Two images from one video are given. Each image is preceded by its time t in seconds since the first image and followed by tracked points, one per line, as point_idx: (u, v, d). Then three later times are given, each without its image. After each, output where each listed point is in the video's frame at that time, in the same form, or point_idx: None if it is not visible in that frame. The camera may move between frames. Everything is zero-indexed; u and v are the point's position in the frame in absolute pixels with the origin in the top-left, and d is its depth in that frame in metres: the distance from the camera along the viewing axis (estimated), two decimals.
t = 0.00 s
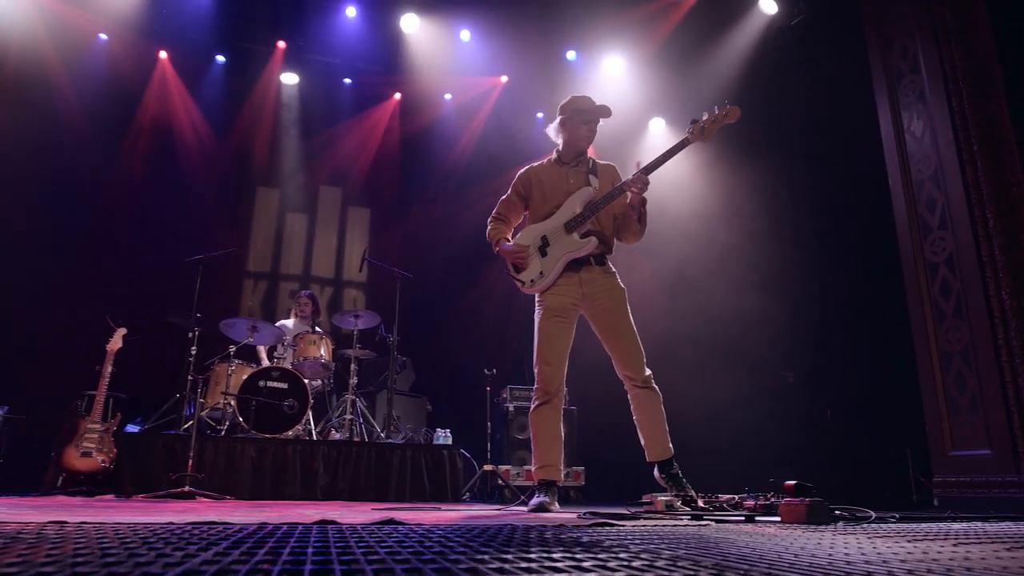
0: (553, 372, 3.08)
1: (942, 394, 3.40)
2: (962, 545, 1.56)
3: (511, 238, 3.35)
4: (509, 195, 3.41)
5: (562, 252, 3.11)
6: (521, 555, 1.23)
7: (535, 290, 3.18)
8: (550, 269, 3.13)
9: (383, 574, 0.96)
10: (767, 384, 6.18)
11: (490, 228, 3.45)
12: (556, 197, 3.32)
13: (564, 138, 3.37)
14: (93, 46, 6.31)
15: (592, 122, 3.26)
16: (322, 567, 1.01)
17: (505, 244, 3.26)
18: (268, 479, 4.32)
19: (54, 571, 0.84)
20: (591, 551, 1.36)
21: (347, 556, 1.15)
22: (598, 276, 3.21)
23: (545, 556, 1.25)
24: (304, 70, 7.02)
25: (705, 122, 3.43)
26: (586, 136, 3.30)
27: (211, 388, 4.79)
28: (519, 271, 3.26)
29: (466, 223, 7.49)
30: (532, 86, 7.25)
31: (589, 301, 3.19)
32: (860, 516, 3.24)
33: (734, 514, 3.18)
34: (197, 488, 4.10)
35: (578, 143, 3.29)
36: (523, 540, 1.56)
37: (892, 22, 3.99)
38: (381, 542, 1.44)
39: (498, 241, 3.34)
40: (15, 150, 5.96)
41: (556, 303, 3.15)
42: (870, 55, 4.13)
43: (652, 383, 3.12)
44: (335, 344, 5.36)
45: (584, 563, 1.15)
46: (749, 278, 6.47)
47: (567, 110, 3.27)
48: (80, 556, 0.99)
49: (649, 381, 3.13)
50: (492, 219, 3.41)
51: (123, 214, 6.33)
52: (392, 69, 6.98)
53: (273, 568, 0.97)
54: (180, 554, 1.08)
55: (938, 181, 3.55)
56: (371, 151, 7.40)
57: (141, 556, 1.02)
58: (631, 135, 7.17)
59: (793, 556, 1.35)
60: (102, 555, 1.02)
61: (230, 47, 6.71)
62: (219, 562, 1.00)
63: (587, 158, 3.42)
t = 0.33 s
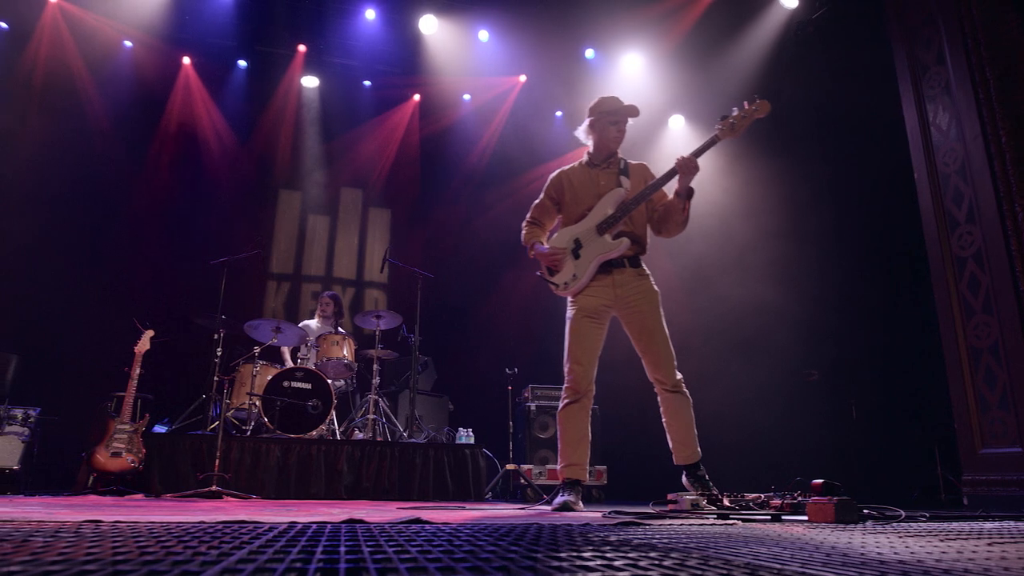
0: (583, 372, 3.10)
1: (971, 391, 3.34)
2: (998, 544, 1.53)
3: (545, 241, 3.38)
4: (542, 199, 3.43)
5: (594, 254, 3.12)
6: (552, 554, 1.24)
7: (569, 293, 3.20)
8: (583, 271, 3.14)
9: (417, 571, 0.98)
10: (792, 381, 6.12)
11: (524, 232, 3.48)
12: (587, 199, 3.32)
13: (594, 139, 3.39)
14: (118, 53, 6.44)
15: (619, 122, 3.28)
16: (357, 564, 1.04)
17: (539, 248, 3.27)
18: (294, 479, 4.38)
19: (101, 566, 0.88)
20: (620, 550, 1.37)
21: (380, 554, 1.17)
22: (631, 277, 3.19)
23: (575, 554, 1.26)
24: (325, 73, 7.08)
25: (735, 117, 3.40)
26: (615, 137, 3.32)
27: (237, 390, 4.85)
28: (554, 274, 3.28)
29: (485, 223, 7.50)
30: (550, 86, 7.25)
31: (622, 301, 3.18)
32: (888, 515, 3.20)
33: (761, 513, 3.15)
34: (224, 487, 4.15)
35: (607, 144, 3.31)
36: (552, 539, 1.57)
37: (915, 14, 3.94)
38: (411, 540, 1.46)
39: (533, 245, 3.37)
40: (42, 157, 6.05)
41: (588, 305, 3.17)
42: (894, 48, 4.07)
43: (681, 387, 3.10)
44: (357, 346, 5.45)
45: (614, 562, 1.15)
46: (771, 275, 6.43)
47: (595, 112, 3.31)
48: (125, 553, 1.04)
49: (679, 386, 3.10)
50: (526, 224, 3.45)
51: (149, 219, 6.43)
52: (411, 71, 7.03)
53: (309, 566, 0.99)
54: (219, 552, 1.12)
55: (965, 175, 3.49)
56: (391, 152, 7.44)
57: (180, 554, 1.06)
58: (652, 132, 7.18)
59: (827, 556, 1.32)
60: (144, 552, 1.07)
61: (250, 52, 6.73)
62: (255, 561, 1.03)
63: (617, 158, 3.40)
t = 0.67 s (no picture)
0: (619, 372, 3.13)
1: (997, 387, 3.29)
2: None
3: (590, 244, 3.38)
4: (589, 202, 3.42)
5: (642, 257, 3.13)
6: (580, 553, 1.25)
7: (614, 296, 3.22)
8: (630, 274, 3.15)
9: (447, 570, 0.99)
10: (815, 379, 6.06)
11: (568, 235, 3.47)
12: (636, 204, 3.34)
13: (643, 144, 3.37)
14: (139, 59, 6.48)
15: (670, 130, 3.28)
16: (387, 562, 1.05)
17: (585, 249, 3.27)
18: (316, 478, 4.41)
19: (135, 565, 0.90)
20: (648, 549, 1.37)
21: (408, 553, 1.18)
22: (675, 282, 3.24)
23: (604, 553, 1.27)
24: (342, 75, 7.10)
25: (790, 128, 3.46)
26: (665, 143, 3.32)
27: (259, 390, 4.87)
28: (598, 276, 3.28)
29: (501, 223, 7.51)
30: (569, 85, 7.23)
31: (664, 306, 3.23)
32: (913, 514, 3.17)
33: (783, 513, 3.11)
34: (247, 487, 4.19)
35: (657, 149, 3.31)
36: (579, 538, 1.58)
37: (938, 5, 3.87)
38: (436, 540, 1.47)
39: (578, 247, 3.37)
40: (65, 162, 6.14)
41: (630, 309, 3.20)
42: (916, 41, 4.00)
43: (717, 396, 3.16)
44: (377, 345, 5.42)
45: (643, 561, 1.16)
46: (790, 272, 6.37)
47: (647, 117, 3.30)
48: (160, 552, 1.06)
49: (716, 396, 3.15)
50: (571, 226, 3.43)
51: (170, 222, 6.51)
52: (428, 72, 7.04)
53: (341, 566, 1.01)
54: (251, 551, 1.14)
55: (990, 168, 3.43)
56: (408, 153, 7.47)
57: (212, 553, 1.08)
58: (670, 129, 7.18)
59: (855, 556, 1.28)
60: (177, 551, 1.09)
61: (270, 56, 6.81)
62: (286, 560, 1.04)
63: (665, 164, 3.41)
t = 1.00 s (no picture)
0: (639, 368, 3.13)
1: None
2: None
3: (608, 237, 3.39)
4: (609, 195, 3.44)
5: (664, 253, 3.16)
6: (607, 553, 1.24)
7: (633, 290, 3.23)
8: (651, 270, 3.17)
9: (476, 569, 1.00)
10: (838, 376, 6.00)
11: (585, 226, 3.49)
12: (658, 199, 3.35)
13: (668, 139, 3.35)
14: (160, 64, 6.55)
15: (697, 130, 3.25)
16: (415, 562, 1.06)
17: (604, 243, 3.29)
18: (337, 477, 4.44)
19: (168, 564, 0.92)
20: (674, 548, 1.36)
21: (434, 553, 1.18)
22: (695, 278, 3.24)
23: (632, 553, 1.26)
24: (359, 77, 7.15)
25: (821, 131, 3.45)
26: (689, 139, 3.30)
27: (278, 391, 4.93)
28: (617, 269, 3.31)
29: (517, 223, 7.52)
30: (585, 84, 7.20)
31: (684, 301, 3.22)
32: (941, 514, 3.12)
33: (806, 512, 3.08)
34: (269, 486, 4.23)
35: (682, 145, 3.29)
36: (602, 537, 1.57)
37: None
38: (457, 539, 1.48)
39: (596, 239, 3.38)
40: (87, 166, 6.22)
41: (651, 305, 3.19)
42: (937, 35, 3.94)
43: (738, 393, 3.16)
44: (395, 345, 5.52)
45: (672, 561, 1.15)
46: (812, 272, 6.31)
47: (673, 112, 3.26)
48: (194, 552, 1.08)
49: (736, 391, 3.16)
50: (589, 218, 3.45)
51: (191, 224, 6.58)
52: (444, 73, 7.07)
53: (369, 566, 1.02)
54: (281, 550, 1.16)
55: (1014, 162, 3.36)
56: (425, 155, 7.50)
57: (243, 552, 1.10)
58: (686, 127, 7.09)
59: (885, 556, 1.26)
60: (208, 550, 1.10)
61: (287, 60, 6.87)
62: (315, 559, 1.06)
63: (687, 161, 3.43)
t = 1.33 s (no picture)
0: (641, 367, 3.14)
1: None
2: None
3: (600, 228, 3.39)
4: (603, 186, 3.45)
5: (659, 246, 3.21)
6: (630, 552, 1.24)
7: (628, 283, 3.27)
8: (646, 262, 3.21)
9: (505, 569, 1.00)
10: (858, 373, 5.94)
11: (577, 215, 3.48)
12: (653, 192, 3.39)
13: (664, 133, 3.41)
14: (180, 68, 6.64)
15: (694, 123, 3.31)
16: (444, 561, 1.07)
17: (598, 234, 3.31)
18: (358, 477, 4.48)
19: (202, 563, 0.93)
20: (698, 548, 1.36)
21: (460, 552, 1.19)
22: (689, 270, 3.29)
23: (656, 552, 1.26)
24: (376, 79, 7.20)
25: (819, 126, 3.46)
26: (686, 132, 3.35)
27: (300, 390, 4.98)
28: (611, 261, 3.32)
29: (534, 223, 7.53)
30: (601, 82, 7.17)
31: (680, 295, 3.26)
32: (972, 513, 3.06)
33: (832, 512, 3.05)
34: (291, 486, 4.27)
35: (679, 139, 3.35)
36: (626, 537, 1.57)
37: None
38: (479, 538, 1.48)
39: (588, 230, 3.37)
40: (109, 172, 6.31)
41: (647, 299, 3.23)
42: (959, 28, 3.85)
43: (742, 379, 3.18)
44: (415, 345, 5.56)
45: (700, 561, 1.14)
46: (832, 270, 6.22)
47: (672, 106, 3.31)
48: (226, 551, 1.10)
49: (740, 376, 3.19)
50: (582, 209, 3.44)
51: (213, 229, 6.68)
52: (460, 74, 7.09)
53: (396, 565, 1.03)
54: (310, 549, 1.18)
55: None
56: (442, 155, 7.53)
57: (274, 552, 1.11)
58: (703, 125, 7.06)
59: (914, 556, 1.25)
60: (239, 549, 1.13)
61: (306, 63, 6.93)
62: (343, 559, 1.07)
63: (682, 154, 3.48)
